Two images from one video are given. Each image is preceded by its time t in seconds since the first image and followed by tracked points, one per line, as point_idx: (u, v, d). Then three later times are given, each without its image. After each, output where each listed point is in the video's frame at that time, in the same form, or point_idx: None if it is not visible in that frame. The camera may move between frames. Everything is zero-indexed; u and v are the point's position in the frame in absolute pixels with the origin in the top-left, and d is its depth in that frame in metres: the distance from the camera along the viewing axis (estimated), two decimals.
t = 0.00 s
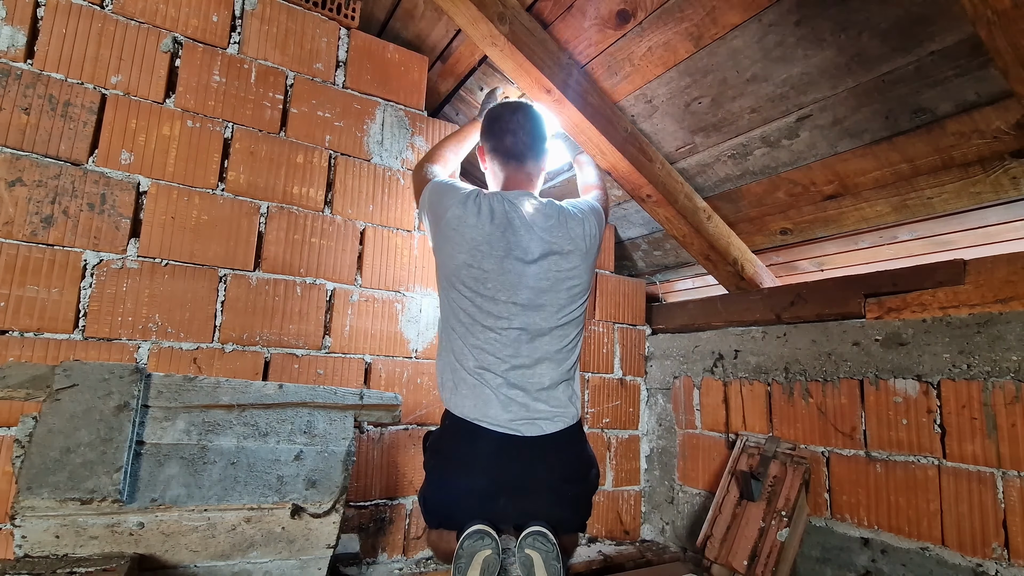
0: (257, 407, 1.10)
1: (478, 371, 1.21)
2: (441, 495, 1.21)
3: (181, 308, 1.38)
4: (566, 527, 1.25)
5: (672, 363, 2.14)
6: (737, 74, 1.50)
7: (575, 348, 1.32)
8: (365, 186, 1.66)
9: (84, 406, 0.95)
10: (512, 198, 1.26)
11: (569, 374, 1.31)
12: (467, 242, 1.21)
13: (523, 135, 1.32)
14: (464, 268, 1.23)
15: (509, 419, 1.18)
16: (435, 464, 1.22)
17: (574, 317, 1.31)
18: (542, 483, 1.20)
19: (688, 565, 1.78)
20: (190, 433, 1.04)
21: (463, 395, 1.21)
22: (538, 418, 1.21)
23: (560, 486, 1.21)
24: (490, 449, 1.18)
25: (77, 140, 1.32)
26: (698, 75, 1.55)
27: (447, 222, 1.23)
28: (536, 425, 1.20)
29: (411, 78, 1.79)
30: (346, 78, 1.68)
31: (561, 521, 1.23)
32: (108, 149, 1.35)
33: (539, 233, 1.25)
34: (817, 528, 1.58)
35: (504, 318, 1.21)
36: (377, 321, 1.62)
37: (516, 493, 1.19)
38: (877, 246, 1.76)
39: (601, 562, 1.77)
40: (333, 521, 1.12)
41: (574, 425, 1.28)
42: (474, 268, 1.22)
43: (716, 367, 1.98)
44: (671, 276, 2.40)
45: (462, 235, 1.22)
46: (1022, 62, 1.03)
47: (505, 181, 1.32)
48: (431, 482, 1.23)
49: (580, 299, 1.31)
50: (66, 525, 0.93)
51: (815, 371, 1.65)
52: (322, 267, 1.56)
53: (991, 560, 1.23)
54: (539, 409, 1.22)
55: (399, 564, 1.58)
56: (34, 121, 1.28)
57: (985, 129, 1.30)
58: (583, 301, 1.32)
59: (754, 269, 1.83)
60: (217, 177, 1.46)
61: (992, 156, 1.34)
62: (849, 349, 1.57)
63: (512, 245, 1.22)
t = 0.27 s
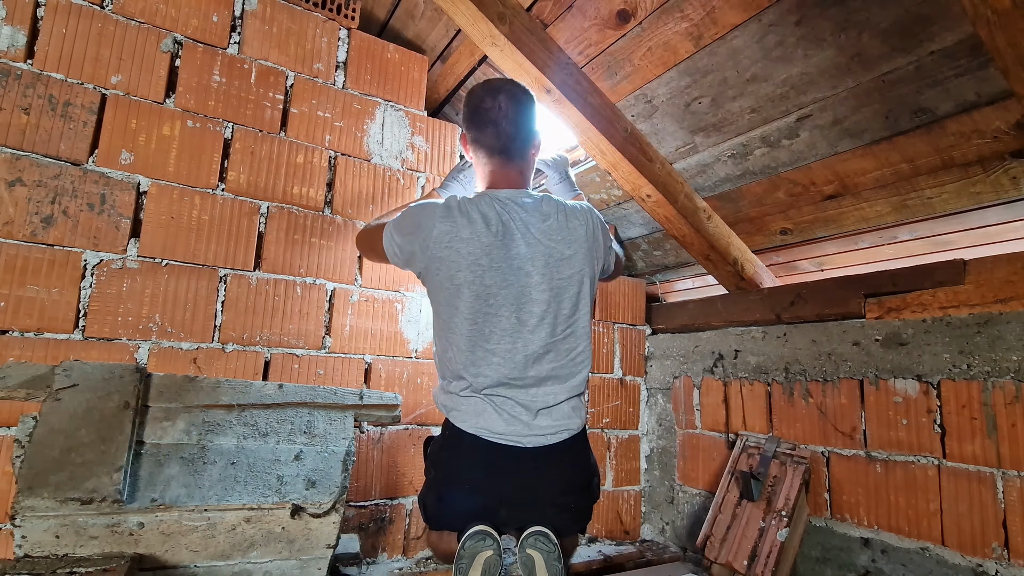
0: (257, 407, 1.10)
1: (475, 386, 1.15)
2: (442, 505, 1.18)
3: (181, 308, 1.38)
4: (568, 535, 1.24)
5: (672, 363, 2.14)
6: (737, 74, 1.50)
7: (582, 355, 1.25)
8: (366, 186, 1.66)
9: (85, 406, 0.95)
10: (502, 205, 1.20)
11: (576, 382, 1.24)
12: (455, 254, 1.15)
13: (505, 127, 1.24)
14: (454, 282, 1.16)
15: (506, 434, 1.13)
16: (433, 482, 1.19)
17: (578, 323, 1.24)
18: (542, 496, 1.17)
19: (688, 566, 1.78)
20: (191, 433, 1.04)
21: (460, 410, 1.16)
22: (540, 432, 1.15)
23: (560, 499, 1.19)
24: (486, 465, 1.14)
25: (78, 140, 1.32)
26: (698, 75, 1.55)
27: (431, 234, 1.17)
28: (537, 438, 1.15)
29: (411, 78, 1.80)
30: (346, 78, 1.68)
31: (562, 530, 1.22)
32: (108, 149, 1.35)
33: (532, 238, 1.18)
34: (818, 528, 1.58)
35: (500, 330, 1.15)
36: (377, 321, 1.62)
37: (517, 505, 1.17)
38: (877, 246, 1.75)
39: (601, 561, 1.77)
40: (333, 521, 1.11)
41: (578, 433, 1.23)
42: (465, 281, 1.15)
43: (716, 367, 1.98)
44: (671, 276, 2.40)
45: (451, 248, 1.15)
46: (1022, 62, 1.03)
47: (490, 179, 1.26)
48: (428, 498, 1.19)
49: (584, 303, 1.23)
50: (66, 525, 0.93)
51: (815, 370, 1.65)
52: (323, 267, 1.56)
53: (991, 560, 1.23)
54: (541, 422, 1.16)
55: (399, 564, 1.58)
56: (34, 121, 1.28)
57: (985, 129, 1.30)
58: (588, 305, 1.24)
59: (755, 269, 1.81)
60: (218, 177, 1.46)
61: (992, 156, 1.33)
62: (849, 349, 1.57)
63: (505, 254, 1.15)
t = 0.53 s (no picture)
0: (257, 407, 1.10)
1: (447, 400, 1.05)
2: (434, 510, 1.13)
3: (181, 308, 1.38)
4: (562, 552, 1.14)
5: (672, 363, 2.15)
6: (737, 74, 1.50)
7: (580, 371, 1.09)
8: (366, 186, 1.66)
9: (85, 406, 0.95)
10: (480, 201, 1.09)
11: (570, 403, 1.08)
12: (429, 255, 1.08)
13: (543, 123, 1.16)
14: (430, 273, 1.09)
15: (477, 455, 1.03)
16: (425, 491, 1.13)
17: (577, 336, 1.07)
18: (534, 522, 1.07)
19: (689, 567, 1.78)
20: (191, 433, 1.04)
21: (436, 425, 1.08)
22: (515, 457, 1.02)
23: (555, 524, 1.08)
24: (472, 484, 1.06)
25: (78, 140, 1.32)
26: (698, 75, 1.55)
27: (416, 233, 1.12)
28: (514, 462, 1.03)
29: (411, 78, 1.80)
30: (346, 78, 1.68)
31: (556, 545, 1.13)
32: (108, 149, 1.35)
33: (512, 237, 1.05)
34: (818, 528, 1.58)
35: (473, 340, 1.03)
36: (377, 321, 1.62)
37: (501, 527, 1.08)
38: (877, 246, 1.74)
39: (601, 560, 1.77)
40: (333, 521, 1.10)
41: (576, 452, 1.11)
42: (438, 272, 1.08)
43: (716, 367, 1.98)
44: (671, 276, 2.40)
45: (426, 236, 1.10)
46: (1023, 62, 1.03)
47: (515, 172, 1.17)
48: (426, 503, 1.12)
49: (580, 310, 1.06)
50: (66, 525, 0.93)
51: (815, 371, 1.65)
52: (323, 267, 1.56)
53: (991, 560, 1.23)
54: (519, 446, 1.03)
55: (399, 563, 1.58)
56: (34, 121, 1.28)
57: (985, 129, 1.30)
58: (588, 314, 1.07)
59: (754, 269, 1.79)
60: (218, 177, 1.46)
61: (992, 156, 1.34)
62: (849, 349, 1.57)
63: (477, 257, 1.05)
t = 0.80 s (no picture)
0: (257, 406, 1.11)
1: (466, 384, 1.05)
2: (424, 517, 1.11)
3: (181, 308, 1.38)
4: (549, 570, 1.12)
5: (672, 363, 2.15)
6: (737, 74, 1.50)
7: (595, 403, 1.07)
8: (366, 186, 1.66)
9: (84, 407, 0.95)
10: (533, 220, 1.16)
11: (587, 430, 1.06)
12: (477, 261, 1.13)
13: (603, 195, 1.27)
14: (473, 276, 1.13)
15: (482, 449, 1.01)
16: (417, 498, 1.10)
17: (600, 365, 1.08)
18: (522, 545, 1.05)
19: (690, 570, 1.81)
20: (190, 433, 1.04)
21: (447, 410, 1.06)
22: (518, 462, 1.00)
23: (545, 552, 1.07)
24: (462, 503, 1.04)
25: (78, 140, 1.32)
26: (698, 75, 1.55)
27: (470, 233, 1.20)
28: (518, 475, 1.00)
29: (411, 78, 1.80)
30: (346, 78, 1.68)
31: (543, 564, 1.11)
32: (108, 149, 1.35)
33: (556, 256, 1.10)
34: (817, 528, 1.58)
35: (504, 327, 1.06)
36: (377, 321, 1.62)
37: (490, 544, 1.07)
38: (877, 246, 1.74)
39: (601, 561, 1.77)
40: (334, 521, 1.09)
41: (579, 480, 1.05)
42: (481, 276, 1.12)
43: (716, 367, 1.97)
44: (671, 276, 2.40)
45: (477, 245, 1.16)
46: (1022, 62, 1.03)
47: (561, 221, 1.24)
48: (417, 507, 1.10)
49: (609, 349, 1.09)
50: (66, 525, 0.93)
51: (815, 370, 1.65)
52: (323, 267, 1.56)
53: (992, 560, 1.23)
54: (524, 447, 1.00)
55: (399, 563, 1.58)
56: (34, 121, 1.28)
57: (985, 129, 1.30)
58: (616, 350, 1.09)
59: (755, 270, 1.83)
60: (218, 177, 1.46)
61: (992, 156, 1.34)
62: (849, 349, 1.57)
63: (523, 260, 1.10)
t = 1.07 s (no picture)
0: (257, 406, 1.11)
1: (457, 391, 1.05)
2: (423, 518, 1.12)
3: (181, 308, 1.38)
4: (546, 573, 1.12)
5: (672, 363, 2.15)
6: (737, 74, 1.50)
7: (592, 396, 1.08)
8: (366, 186, 1.66)
9: (84, 406, 0.95)
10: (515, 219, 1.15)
11: (583, 426, 1.06)
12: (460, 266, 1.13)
13: (585, 185, 1.23)
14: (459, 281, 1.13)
15: (477, 455, 1.01)
16: (418, 501, 1.11)
17: (589, 358, 1.08)
18: (518, 546, 1.05)
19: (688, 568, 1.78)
20: (191, 433, 1.05)
21: (441, 418, 1.06)
22: (515, 464, 1.00)
23: (543, 554, 1.07)
24: (461, 504, 1.04)
25: (78, 140, 1.32)
26: (698, 75, 1.55)
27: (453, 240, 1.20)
28: (515, 477, 1.00)
29: (411, 78, 1.80)
30: (346, 78, 1.68)
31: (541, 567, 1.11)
32: (108, 149, 1.35)
33: (540, 252, 1.10)
34: (817, 528, 1.58)
35: (490, 331, 1.06)
36: (377, 321, 1.62)
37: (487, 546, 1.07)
38: (877, 246, 1.74)
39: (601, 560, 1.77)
40: (333, 521, 1.09)
41: (577, 481, 1.05)
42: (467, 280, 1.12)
43: (716, 367, 1.97)
44: (671, 276, 2.40)
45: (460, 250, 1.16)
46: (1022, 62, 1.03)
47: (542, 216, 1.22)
48: (417, 508, 1.12)
49: (601, 339, 1.09)
50: (66, 526, 0.93)
51: (815, 371, 1.65)
52: (323, 267, 1.56)
53: (991, 560, 1.23)
54: (518, 449, 1.00)
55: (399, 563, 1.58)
56: (34, 121, 1.28)
57: (985, 129, 1.30)
58: (606, 341, 1.09)
59: (754, 270, 1.84)
60: (218, 177, 1.46)
61: (992, 156, 1.34)
62: (849, 349, 1.57)
63: (506, 260, 1.09)
